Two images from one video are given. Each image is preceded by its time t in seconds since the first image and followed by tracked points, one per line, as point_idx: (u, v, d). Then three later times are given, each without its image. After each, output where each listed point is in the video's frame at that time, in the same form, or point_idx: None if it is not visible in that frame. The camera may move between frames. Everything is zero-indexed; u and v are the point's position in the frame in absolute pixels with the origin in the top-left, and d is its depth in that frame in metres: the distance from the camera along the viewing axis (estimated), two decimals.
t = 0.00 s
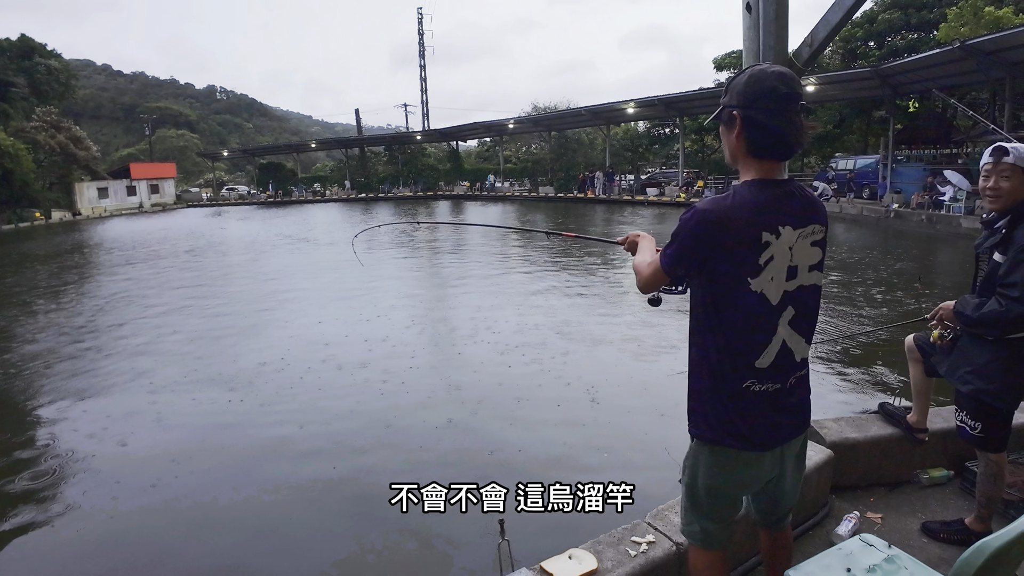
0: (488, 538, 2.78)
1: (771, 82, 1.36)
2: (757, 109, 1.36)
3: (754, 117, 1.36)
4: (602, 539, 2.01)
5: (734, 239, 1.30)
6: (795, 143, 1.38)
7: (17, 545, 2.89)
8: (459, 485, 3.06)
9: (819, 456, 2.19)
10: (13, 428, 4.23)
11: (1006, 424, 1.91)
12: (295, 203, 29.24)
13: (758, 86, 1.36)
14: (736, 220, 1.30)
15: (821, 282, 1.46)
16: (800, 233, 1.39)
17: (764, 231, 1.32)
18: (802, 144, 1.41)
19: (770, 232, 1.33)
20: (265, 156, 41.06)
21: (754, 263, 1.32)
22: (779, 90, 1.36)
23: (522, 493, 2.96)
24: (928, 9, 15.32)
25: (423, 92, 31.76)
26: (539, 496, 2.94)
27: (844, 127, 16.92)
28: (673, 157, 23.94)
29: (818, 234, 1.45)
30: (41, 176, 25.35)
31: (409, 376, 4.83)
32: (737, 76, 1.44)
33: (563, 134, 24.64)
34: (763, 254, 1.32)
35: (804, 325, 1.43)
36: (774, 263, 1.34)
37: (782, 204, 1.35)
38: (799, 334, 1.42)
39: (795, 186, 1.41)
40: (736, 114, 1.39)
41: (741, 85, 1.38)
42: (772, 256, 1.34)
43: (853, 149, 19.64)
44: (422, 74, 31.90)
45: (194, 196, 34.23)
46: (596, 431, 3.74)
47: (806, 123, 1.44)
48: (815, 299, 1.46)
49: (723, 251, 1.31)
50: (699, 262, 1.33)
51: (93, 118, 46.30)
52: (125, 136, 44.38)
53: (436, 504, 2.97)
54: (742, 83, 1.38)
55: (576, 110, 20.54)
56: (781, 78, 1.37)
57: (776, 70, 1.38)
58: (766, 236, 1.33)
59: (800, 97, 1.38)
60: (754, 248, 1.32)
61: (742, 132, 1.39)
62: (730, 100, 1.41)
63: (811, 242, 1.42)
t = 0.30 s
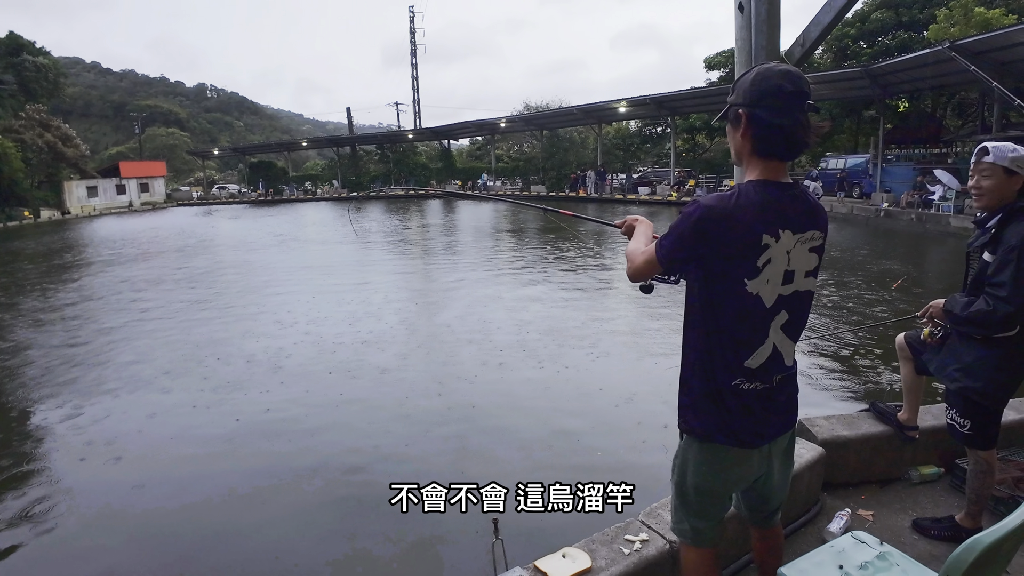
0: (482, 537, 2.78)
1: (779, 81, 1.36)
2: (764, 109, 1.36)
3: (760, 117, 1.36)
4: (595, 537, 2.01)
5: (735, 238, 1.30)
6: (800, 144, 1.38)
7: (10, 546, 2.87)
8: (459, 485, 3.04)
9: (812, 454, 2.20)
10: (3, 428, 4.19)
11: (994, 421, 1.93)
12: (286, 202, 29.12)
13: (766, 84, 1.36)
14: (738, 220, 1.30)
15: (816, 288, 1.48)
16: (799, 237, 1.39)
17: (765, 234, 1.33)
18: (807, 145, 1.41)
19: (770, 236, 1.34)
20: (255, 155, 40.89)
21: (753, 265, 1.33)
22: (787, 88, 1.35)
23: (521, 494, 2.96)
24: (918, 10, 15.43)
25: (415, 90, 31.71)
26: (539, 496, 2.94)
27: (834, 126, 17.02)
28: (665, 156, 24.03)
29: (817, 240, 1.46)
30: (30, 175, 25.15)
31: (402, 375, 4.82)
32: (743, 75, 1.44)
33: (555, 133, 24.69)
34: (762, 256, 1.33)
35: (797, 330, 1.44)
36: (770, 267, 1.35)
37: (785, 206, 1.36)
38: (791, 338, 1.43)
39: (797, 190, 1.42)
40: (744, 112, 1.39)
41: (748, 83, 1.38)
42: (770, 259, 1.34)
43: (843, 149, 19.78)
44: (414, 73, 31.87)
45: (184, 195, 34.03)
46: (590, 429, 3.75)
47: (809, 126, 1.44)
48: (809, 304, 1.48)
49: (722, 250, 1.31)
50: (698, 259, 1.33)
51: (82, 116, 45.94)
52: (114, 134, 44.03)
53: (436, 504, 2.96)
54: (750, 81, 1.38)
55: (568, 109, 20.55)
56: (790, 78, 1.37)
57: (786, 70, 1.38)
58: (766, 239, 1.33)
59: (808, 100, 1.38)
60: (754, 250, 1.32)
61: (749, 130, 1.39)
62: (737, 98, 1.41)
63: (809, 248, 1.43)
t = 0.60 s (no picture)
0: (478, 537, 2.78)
1: (781, 81, 1.36)
2: (767, 109, 1.37)
3: (762, 117, 1.37)
4: (590, 536, 2.02)
5: (736, 238, 1.31)
6: (801, 144, 1.39)
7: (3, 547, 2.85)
8: (459, 485, 3.04)
9: (804, 452, 2.21)
10: None
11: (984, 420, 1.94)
12: (279, 201, 29.02)
13: (770, 85, 1.36)
14: (739, 219, 1.31)
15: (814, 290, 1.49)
16: (799, 239, 1.40)
17: (765, 235, 1.33)
18: (807, 146, 1.42)
19: (770, 236, 1.34)
20: (248, 154, 40.74)
21: (753, 265, 1.33)
22: (789, 89, 1.36)
23: (521, 494, 2.95)
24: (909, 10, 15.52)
25: (408, 89, 31.67)
26: (539, 496, 2.94)
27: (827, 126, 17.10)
28: (658, 155, 24.10)
29: (816, 241, 1.47)
30: (21, 174, 25.02)
31: (397, 375, 4.81)
32: (745, 73, 1.45)
33: (549, 132, 24.73)
34: (761, 257, 1.34)
35: (792, 330, 1.45)
36: (770, 267, 1.36)
37: (785, 207, 1.37)
38: (787, 338, 1.44)
39: (797, 191, 1.43)
40: (746, 112, 1.39)
41: (751, 83, 1.39)
42: (770, 259, 1.35)
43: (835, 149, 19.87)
44: (407, 72, 31.83)
45: (175, 194, 33.86)
46: (585, 429, 3.76)
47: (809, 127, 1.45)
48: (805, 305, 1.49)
49: (723, 249, 1.31)
50: (697, 258, 1.33)
51: (73, 115, 45.64)
52: (105, 133, 43.72)
53: (436, 505, 2.95)
54: (754, 81, 1.38)
55: (562, 108, 20.55)
56: (792, 78, 1.37)
57: (787, 70, 1.38)
58: (766, 240, 1.34)
59: (810, 100, 1.38)
60: (754, 251, 1.33)
61: (751, 130, 1.40)
62: (739, 99, 1.41)
63: (807, 250, 1.44)
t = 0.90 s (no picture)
0: (474, 538, 2.77)
1: (782, 80, 1.37)
2: (766, 109, 1.37)
3: (762, 117, 1.37)
4: (586, 535, 2.02)
5: (738, 238, 1.31)
6: (803, 141, 1.39)
7: None
8: (459, 485, 3.04)
9: (799, 451, 2.22)
10: None
11: (977, 419, 1.95)
12: (274, 200, 28.98)
13: (772, 83, 1.36)
14: (739, 218, 1.31)
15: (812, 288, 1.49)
16: (799, 237, 1.41)
17: (766, 233, 1.33)
18: (808, 143, 1.42)
19: (771, 234, 1.34)
20: (243, 153, 40.65)
21: (754, 264, 1.33)
22: (791, 88, 1.36)
23: (522, 493, 2.94)
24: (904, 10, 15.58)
25: (404, 88, 31.64)
26: (539, 496, 2.92)
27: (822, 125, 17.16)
28: (653, 155, 24.13)
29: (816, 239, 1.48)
30: (15, 172, 24.87)
31: (392, 374, 4.81)
32: (746, 73, 1.45)
33: (544, 131, 24.76)
34: (762, 255, 1.34)
35: (791, 328, 1.45)
36: (771, 265, 1.36)
37: (785, 205, 1.37)
38: (787, 336, 1.44)
39: (796, 190, 1.43)
40: (748, 111, 1.39)
41: (753, 81, 1.39)
42: (771, 257, 1.35)
43: (830, 148, 19.94)
44: (403, 70, 31.81)
45: (170, 193, 33.77)
46: (581, 429, 3.75)
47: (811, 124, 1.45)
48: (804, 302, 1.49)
49: (724, 249, 1.31)
50: (698, 259, 1.34)
51: (67, 113, 45.41)
52: (99, 131, 43.53)
53: (437, 504, 2.94)
54: (756, 80, 1.38)
55: (558, 107, 20.56)
56: (793, 76, 1.37)
57: (786, 69, 1.38)
58: (766, 239, 1.34)
59: (810, 98, 1.38)
60: (755, 249, 1.33)
61: (753, 130, 1.40)
62: (739, 99, 1.41)
63: (807, 247, 1.44)
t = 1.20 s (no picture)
0: (472, 537, 2.77)
1: (766, 77, 1.38)
2: (756, 108, 1.38)
3: (752, 117, 1.38)
4: (582, 534, 2.02)
5: (737, 238, 1.31)
6: (794, 136, 1.40)
7: None
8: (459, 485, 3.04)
9: (795, 450, 2.22)
10: None
11: (974, 419, 1.95)
12: (271, 199, 28.93)
13: (755, 84, 1.38)
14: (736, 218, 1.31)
15: (814, 284, 1.49)
16: (797, 233, 1.41)
17: (764, 230, 1.34)
18: (800, 137, 1.43)
19: (769, 232, 1.35)
20: (240, 153, 40.58)
21: (754, 262, 1.34)
22: (774, 84, 1.38)
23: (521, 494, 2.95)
24: (900, 10, 15.63)
25: (400, 87, 31.61)
26: (539, 496, 2.92)
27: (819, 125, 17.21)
28: (650, 154, 24.15)
29: (815, 235, 1.48)
30: (10, 172, 24.75)
31: (389, 373, 4.80)
32: (730, 77, 1.46)
33: (541, 131, 24.77)
34: (762, 252, 1.34)
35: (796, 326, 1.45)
36: (771, 262, 1.36)
37: (781, 202, 1.37)
38: (791, 334, 1.44)
39: (792, 186, 1.43)
40: (736, 113, 1.40)
41: (736, 84, 1.40)
42: (770, 255, 1.36)
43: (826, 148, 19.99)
44: (399, 70, 31.79)
45: (166, 192, 33.67)
46: (579, 428, 3.75)
47: (803, 121, 1.45)
48: (806, 299, 1.49)
49: (725, 249, 1.32)
50: (701, 262, 1.34)
51: (62, 112, 45.26)
52: (94, 130, 43.39)
53: (436, 504, 2.95)
54: (738, 82, 1.40)
55: (555, 107, 20.57)
56: (777, 75, 1.39)
57: (771, 68, 1.39)
58: (765, 236, 1.34)
59: (797, 95, 1.39)
60: (754, 247, 1.33)
61: (744, 131, 1.40)
62: (727, 101, 1.42)
63: (806, 243, 1.44)
